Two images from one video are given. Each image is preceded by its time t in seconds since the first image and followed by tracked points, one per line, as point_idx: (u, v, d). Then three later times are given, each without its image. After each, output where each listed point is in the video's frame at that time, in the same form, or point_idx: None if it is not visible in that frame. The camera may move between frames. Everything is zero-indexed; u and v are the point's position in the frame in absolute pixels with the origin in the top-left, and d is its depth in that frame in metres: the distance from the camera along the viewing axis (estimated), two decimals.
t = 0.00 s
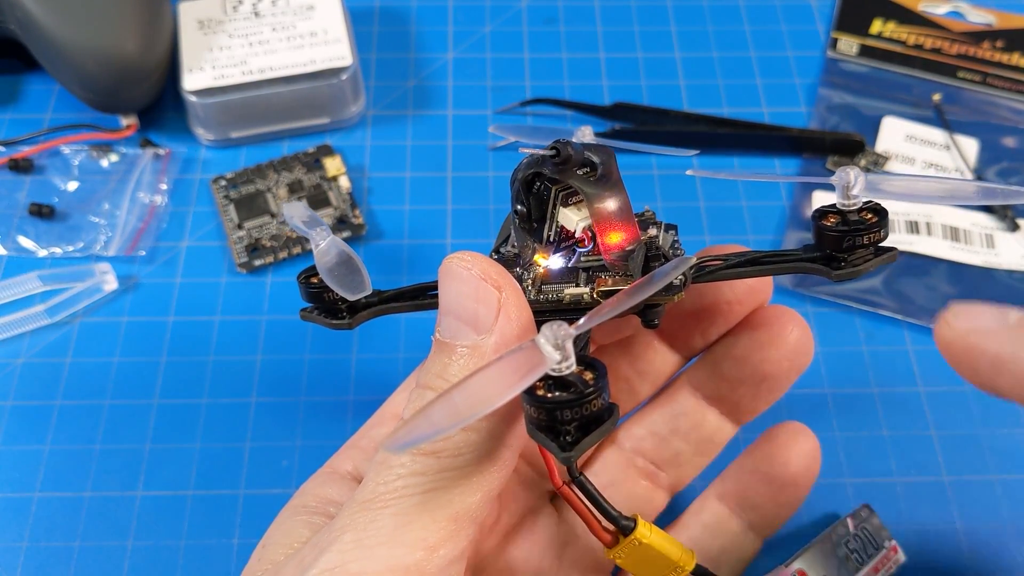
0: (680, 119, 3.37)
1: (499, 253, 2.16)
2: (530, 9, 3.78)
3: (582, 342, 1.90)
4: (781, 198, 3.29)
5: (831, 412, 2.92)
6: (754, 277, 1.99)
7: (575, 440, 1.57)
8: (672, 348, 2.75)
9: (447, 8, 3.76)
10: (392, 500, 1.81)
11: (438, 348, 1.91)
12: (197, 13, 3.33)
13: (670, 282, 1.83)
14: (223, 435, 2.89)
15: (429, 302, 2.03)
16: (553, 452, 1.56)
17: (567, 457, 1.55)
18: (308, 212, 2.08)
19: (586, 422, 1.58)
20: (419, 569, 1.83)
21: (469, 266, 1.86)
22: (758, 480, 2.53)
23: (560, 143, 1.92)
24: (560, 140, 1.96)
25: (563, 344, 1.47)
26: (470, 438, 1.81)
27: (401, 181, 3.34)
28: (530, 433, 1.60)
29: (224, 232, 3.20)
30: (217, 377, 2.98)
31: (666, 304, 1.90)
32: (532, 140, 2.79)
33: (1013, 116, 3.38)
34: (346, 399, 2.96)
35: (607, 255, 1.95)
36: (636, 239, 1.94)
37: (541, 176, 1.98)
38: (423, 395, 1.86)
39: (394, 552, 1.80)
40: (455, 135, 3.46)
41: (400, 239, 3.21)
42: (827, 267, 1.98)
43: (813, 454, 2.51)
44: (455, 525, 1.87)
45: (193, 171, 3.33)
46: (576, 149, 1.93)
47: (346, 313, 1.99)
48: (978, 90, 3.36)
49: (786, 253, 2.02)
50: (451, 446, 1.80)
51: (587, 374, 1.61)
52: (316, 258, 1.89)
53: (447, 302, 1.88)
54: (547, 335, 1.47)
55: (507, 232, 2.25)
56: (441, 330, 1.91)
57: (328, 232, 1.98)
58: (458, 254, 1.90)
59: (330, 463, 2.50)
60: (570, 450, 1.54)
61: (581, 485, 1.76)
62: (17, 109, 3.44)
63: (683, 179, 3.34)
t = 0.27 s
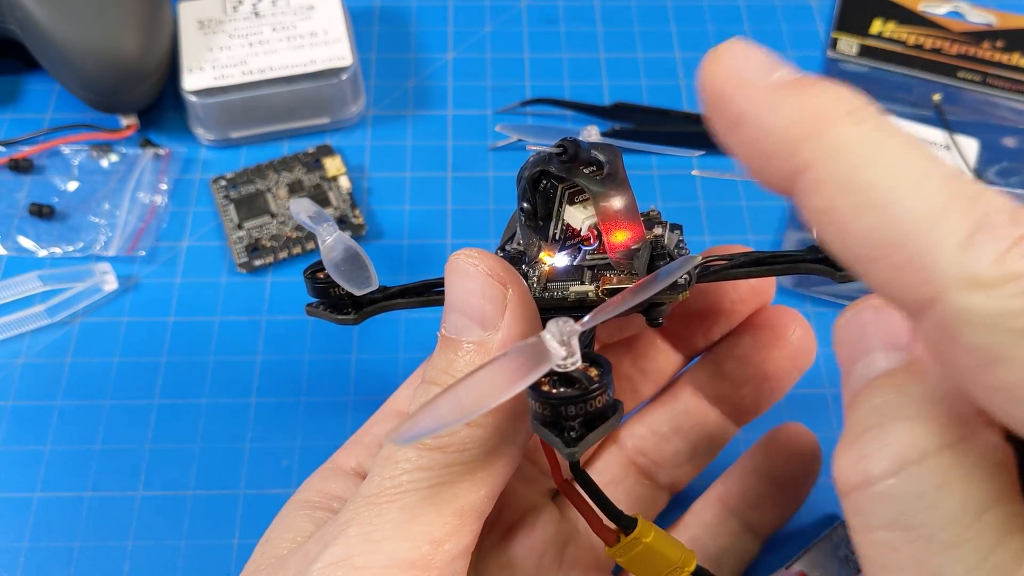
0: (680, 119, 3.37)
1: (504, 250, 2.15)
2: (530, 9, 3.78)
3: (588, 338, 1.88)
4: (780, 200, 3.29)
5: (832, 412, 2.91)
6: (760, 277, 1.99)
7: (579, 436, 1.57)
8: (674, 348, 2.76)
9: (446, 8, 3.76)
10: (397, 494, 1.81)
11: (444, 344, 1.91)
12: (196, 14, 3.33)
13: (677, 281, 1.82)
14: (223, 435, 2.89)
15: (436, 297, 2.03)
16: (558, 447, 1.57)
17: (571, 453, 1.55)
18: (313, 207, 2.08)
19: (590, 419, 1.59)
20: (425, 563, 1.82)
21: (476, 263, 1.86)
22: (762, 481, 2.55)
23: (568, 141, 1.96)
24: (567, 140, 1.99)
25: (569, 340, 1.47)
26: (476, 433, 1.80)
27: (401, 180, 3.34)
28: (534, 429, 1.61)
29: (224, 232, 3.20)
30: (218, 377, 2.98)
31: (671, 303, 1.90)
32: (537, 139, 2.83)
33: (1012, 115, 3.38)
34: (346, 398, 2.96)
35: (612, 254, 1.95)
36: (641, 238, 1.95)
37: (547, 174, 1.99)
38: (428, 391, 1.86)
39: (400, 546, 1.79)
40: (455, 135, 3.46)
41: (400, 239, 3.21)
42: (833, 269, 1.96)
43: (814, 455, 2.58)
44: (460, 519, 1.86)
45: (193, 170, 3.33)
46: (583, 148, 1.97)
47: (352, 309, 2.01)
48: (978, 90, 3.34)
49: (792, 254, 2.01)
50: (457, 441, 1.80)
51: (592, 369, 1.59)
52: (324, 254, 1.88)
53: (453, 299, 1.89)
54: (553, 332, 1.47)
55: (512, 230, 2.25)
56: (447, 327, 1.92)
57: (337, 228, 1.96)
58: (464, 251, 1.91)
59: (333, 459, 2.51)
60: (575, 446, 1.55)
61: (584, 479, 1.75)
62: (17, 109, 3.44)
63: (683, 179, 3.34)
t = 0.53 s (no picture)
0: (680, 119, 3.37)
1: (504, 255, 2.16)
2: (530, 9, 3.78)
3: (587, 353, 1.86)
4: (780, 201, 3.29)
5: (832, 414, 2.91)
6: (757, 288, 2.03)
7: (578, 458, 1.60)
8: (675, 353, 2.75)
9: (446, 7, 3.76)
10: (395, 503, 1.81)
11: (442, 352, 1.90)
12: (197, 13, 3.33)
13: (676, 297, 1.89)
14: (223, 435, 2.89)
15: (433, 298, 2.03)
16: (557, 469, 1.59)
17: (570, 475, 1.58)
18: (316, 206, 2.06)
19: (589, 441, 1.62)
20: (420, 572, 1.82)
21: (475, 270, 1.88)
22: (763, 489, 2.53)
23: (574, 153, 1.90)
24: (572, 149, 1.94)
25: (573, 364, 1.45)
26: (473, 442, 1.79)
27: (401, 181, 3.34)
28: (534, 450, 1.64)
29: (224, 233, 3.20)
30: (217, 377, 2.98)
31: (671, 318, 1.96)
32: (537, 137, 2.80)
33: (1013, 116, 3.38)
34: (346, 399, 2.96)
35: (614, 263, 2.01)
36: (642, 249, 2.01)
37: (550, 181, 1.95)
38: (427, 399, 1.85)
39: (395, 556, 1.79)
40: (455, 135, 3.46)
41: (400, 239, 3.21)
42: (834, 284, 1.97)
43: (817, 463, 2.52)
44: (458, 529, 1.86)
45: (193, 171, 3.33)
46: (588, 158, 1.92)
47: (348, 307, 2.03)
48: (978, 89, 3.39)
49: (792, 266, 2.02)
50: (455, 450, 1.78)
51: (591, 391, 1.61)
52: (321, 251, 1.90)
53: (451, 306, 1.89)
54: (555, 354, 1.45)
55: (512, 232, 2.25)
56: (445, 333, 1.92)
57: (334, 226, 1.97)
58: (464, 258, 1.92)
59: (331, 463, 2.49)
60: (574, 469, 1.58)
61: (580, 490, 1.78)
62: (17, 109, 3.44)
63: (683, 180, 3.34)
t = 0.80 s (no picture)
0: (680, 119, 3.37)
1: (502, 254, 2.15)
2: (530, 9, 3.78)
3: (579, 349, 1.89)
4: (781, 198, 3.29)
5: (832, 412, 2.92)
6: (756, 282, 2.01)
7: (571, 449, 1.60)
8: (674, 352, 2.74)
9: (446, 8, 3.76)
10: (392, 499, 1.81)
11: (439, 348, 1.91)
12: (197, 14, 3.33)
13: (673, 289, 1.85)
14: (223, 435, 2.89)
15: (432, 298, 2.03)
16: (549, 460, 1.59)
17: (563, 466, 1.59)
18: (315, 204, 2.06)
19: (582, 431, 1.61)
20: (418, 569, 1.82)
21: (471, 267, 1.87)
22: (761, 484, 2.56)
23: (565, 148, 1.91)
24: (565, 144, 1.95)
25: (561, 353, 1.48)
26: (470, 439, 1.81)
27: (401, 181, 3.34)
28: (527, 439, 1.64)
29: (224, 232, 3.20)
30: (217, 377, 2.98)
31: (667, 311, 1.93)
32: (539, 136, 2.81)
33: (1012, 115, 3.38)
34: (346, 398, 2.96)
35: (610, 258, 1.96)
36: (639, 244, 1.96)
37: (545, 177, 1.97)
38: (424, 395, 1.86)
39: (392, 552, 1.79)
40: (455, 135, 3.46)
41: (400, 239, 3.21)
42: (830, 276, 1.98)
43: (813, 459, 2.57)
44: (455, 524, 1.86)
45: (193, 170, 3.33)
46: (581, 154, 1.93)
47: (348, 309, 2.01)
48: (978, 90, 3.37)
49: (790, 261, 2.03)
50: (451, 447, 1.79)
51: (584, 382, 1.61)
52: (320, 253, 1.89)
53: (448, 302, 1.89)
54: (545, 344, 1.47)
55: (511, 230, 2.24)
56: (443, 330, 1.92)
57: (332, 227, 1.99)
58: (460, 256, 1.91)
59: (329, 463, 2.49)
60: (566, 459, 1.58)
61: (579, 484, 1.77)
62: (17, 109, 3.44)
63: (684, 179, 3.34)
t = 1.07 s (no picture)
0: (680, 119, 3.37)
1: (495, 258, 2.10)
2: (531, 9, 3.78)
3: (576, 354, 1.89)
4: (781, 197, 3.29)
5: (831, 413, 2.91)
6: (751, 284, 2.03)
7: (569, 455, 1.61)
8: (671, 355, 2.74)
9: (447, 8, 3.76)
10: (386, 504, 1.81)
11: (434, 353, 1.91)
12: (197, 14, 3.33)
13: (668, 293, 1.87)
14: (223, 435, 2.89)
15: (426, 303, 2.05)
16: (548, 467, 1.60)
17: (561, 472, 1.59)
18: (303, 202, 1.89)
19: (580, 438, 1.62)
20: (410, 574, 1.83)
21: (465, 272, 1.85)
22: (758, 485, 2.50)
23: (559, 152, 1.92)
24: (558, 148, 1.96)
25: (559, 360, 1.52)
26: (465, 444, 1.79)
27: (401, 181, 3.34)
28: (525, 447, 1.64)
29: (224, 232, 3.20)
30: (217, 377, 2.98)
31: (662, 313, 1.96)
32: (534, 136, 2.80)
33: (1013, 115, 3.38)
34: (346, 399, 2.96)
35: (604, 262, 1.95)
36: (633, 246, 1.95)
37: (539, 181, 1.98)
38: (419, 401, 1.86)
39: (385, 558, 1.79)
40: (455, 135, 3.46)
41: (400, 239, 3.22)
42: (823, 277, 1.99)
43: (814, 463, 2.47)
44: (448, 531, 1.87)
45: (193, 171, 3.33)
46: (575, 156, 1.93)
47: (343, 315, 2.03)
48: (978, 89, 3.39)
49: (784, 261, 2.03)
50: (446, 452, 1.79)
51: (582, 388, 1.62)
52: (313, 259, 1.86)
53: (442, 308, 1.88)
54: (543, 351, 1.51)
55: (504, 235, 2.22)
56: (437, 335, 1.91)
57: (324, 230, 1.90)
58: (454, 260, 1.89)
59: (326, 465, 2.49)
60: (565, 466, 1.58)
61: (575, 492, 1.75)
62: (17, 109, 3.44)
63: (683, 179, 3.34)
